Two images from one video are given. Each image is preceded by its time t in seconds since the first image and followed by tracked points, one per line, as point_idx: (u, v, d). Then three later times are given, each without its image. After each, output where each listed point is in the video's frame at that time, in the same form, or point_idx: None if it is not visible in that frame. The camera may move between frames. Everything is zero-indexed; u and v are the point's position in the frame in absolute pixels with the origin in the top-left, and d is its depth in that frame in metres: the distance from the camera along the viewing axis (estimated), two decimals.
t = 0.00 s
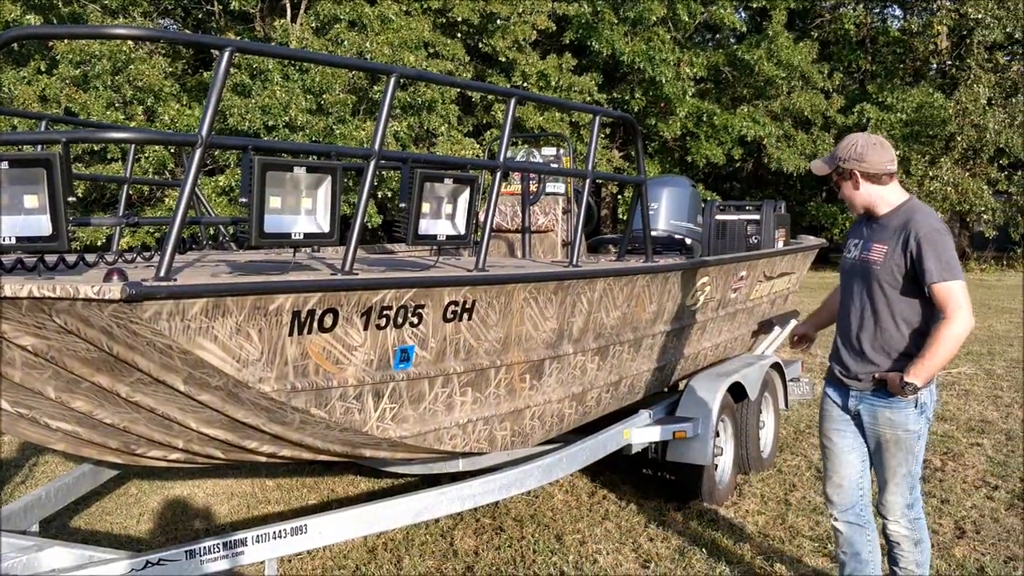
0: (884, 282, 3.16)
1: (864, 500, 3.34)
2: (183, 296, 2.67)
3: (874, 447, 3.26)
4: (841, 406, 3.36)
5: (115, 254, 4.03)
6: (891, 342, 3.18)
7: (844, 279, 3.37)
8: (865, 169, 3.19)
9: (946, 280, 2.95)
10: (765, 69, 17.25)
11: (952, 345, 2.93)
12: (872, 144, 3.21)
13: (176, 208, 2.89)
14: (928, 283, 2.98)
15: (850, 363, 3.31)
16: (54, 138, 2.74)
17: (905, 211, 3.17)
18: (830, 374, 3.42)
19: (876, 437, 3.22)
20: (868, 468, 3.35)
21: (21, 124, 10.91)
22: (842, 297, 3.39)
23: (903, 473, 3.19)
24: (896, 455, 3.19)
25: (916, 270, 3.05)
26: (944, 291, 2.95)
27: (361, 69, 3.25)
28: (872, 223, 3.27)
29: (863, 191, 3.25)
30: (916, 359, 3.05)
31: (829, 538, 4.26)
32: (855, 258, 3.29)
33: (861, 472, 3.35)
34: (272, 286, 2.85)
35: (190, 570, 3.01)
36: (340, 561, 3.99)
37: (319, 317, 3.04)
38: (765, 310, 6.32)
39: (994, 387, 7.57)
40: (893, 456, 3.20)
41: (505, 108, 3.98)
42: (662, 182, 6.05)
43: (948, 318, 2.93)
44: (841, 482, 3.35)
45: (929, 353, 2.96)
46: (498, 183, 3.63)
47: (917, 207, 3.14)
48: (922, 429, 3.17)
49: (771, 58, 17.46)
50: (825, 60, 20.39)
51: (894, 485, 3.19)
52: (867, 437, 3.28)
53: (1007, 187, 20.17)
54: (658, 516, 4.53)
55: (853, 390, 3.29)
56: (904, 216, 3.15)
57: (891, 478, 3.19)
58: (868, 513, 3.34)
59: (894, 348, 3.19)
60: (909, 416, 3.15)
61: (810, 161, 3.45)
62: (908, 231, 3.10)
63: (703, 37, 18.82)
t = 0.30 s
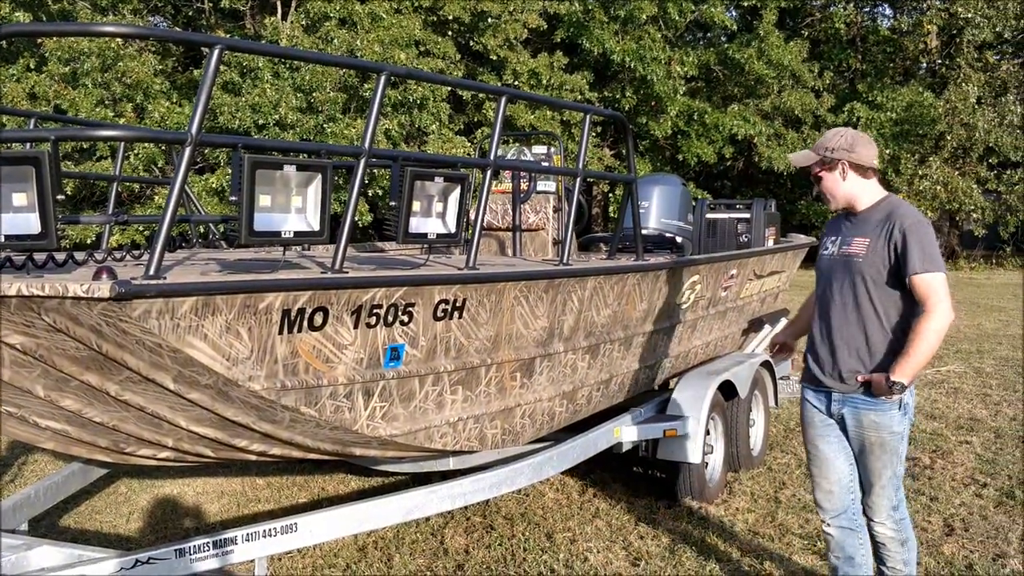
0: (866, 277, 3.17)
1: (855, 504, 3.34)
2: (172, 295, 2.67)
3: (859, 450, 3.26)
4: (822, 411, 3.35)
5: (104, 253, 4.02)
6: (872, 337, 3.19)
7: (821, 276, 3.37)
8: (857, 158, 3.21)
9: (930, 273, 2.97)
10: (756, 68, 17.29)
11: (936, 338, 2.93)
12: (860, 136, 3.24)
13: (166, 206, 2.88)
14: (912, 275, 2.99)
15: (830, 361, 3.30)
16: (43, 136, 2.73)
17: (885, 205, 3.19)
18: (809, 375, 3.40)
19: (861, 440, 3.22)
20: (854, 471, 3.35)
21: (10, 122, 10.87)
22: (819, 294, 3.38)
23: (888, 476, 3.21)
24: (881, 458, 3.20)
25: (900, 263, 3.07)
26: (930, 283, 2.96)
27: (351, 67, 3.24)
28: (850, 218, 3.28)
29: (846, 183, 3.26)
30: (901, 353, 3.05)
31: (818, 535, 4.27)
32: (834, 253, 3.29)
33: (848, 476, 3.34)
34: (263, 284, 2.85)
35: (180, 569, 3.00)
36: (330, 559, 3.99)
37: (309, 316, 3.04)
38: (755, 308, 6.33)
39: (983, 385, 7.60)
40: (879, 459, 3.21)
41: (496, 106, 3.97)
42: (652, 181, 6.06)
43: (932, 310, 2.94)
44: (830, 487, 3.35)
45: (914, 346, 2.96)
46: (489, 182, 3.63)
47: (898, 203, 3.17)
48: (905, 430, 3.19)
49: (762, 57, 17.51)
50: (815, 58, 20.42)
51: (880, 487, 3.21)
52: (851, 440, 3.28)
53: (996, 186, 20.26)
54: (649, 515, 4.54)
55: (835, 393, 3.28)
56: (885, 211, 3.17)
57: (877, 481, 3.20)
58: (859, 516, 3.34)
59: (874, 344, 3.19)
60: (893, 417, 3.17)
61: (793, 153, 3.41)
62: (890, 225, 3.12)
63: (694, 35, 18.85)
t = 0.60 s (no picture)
0: (855, 280, 3.15)
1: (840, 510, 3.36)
2: (163, 293, 2.67)
3: (846, 458, 3.24)
4: (810, 417, 3.33)
5: (95, 252, 4.01)
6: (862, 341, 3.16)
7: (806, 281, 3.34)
8: (855, 154, 3.27)
9: (922, 274, 2.96)
10: (748, 68, 17.31)
11: (926, 340, 2.92)
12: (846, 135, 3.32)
13: (157, 205, 2.87)
14: (904, 277, 2.98)
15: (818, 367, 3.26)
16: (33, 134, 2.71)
17: (872, 208, 3.19)
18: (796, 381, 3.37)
19: (848, 448, 3.21)
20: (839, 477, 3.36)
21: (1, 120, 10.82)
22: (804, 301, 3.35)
23: (874, 486, 3.21)
24: (868, 467, 3.19)
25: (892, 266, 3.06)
26: (921, 285, 2.95)
27: (342, 65, 3.23)
28: (835, 221, 3.26)
29: (842, 179, 3.26)
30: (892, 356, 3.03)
31: (809, 533, 4.29)
32: (820, 257, 3.26)
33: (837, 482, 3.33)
34: (253, 282, 2.84)
35: (171, 568, 3.00)
36: (321, 558, 3.98)
37: (300, 315, 3.03)
38: (747, 307, 6.34)
39: (974, 384, 7.63)
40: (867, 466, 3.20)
41: (488, 105, 3.97)
42: (644, 180, 6.07)
43: (922, 312, 2.93)
44: (816, 493, 3.35)
45: (904, 347, 2.94)
46: (481, 180, 3.63)
47: (885, 206, 3.17)
48: (893, 438, 3.19)
49: (754, 57, 17.54)
50: (808, 58, 20.45)
51: (867, 497, 3.21)
52: (839, 448, 3.26)
53: (987, 185, 20.35)
54: (641, 513, 4.55)
55: (824, 400, 3.25)
56: (872, 214, 3.17)
57: (863, 490, 3.20)
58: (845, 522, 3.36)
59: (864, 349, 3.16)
60: (882, 424, 3.16)
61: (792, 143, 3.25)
62: (879, 228, 3.12)
63: (686, 35, 18.88)
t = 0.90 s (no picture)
0: (858, 278, 3.13)
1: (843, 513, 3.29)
2: (155, 292, 2.66)
3: (851, 450, 3.19)
4: (811, 413, 3.29)
5: (87, 250, 4.00)
6: (865, 338, 3.14)
7: (801, 278, 3.29)
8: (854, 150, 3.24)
9: (929, 272, 2.98)
10: (742, 67, 17.34)
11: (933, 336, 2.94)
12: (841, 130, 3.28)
13: (149, 203, 2.87)
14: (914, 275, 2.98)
15: (818, 364, 3.23)
16: (24, 133, 2.71)
17: (870, 205, 3.18)
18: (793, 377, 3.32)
19: (855, 437, 3.16)
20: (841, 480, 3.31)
21: None
22: (798, 298, 3.30)
23: (882, 477, 3.14)
24: (875, 455, 3.14)
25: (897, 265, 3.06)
26: (930, 284, 2.97)
27: (335, 63, 3.22)
28: (832, 218, 3.23)
29: (845, 175, 3.21)
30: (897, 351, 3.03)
31: (802, 531, 4.30)
32: (819, 255, 3.22)
33: (830, 485, 3.35)
34: (246, 281, 2.84)
35: (164, 567, 2.99)
36: (314, 557, 3.98)
37: (293, 313, 3.03)
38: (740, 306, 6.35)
39: (966, 382, 7.66)
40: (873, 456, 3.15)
41: (481, 104, 3.96)
42: (637, 178, 6.07)
43: (931, 310, 2.95)
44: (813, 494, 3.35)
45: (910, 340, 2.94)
46: (474, 179, 3.62)
47: (883, 204, 3.17)
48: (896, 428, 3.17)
49: (748, 56, 17.58)
50: (801, 57, 20.49)
51: (876, 488, 3.13)
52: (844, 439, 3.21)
53: (980, 185, 20.40)
54: (634, 511, 4.55)
55: (826, 392, 3.21)
56: (872, 211, 3.16)
57: (872, 480, 3.13)
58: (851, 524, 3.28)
59: (866, 345, 3.15)
60: (886, 411, 3.14)
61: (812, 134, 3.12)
62: (882, 226, 3.11)
63: (680, 34, 18.91)
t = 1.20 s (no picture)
0: (862, 280, 3.09)
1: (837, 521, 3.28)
2: (146, 290, 2.66)
3: (849, 458, 3.16)
4: (812, 418, 3.26)
5: (79, 250, 4.00)
6: (866, 342, 3.11)
7: (806, 279, 3.26)
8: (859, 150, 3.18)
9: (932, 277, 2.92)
10: (735, 66, 17.36)
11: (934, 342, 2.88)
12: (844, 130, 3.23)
13: (140, 202, 2.86)
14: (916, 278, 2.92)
15: (821, 366, 3.20)
16: (14, 132, 2.70)
17: (876, 206, 3.14)
18: (796, 379, 3.30)
19: (853, 445, 3.13)
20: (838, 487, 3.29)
21: None
22: (803, 299, 3.28)
23: (880, 486, 3.10)
24: (873, 464, 3.11)
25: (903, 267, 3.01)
26: (932, 288, 2.91)
27: (326, 63, 3.21)
28: (837, 218, 3.20)
29: (848, 175, 3.17)
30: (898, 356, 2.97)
31: (793, 531, 4.30)
32: (823, 256, 3.20)
33: (827, 491, 3.34)
34: (238, 280, 2.84)
35: (156, 567, 2.99)
36: (307, 556, 3.98)
37: (284, 312, 3.02)
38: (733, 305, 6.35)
39: (959, 381, 7.67)
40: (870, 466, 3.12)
41: (474, 103, 3.95)
42: (630, 178, 6.08)
43: (931, 315, 2.89)
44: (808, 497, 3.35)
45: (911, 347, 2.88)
46: (467, 178, 3.62)
47: (889, 205, 3.13)
48: (897, 439, 3.12)
49: (741, 55, 17.61)
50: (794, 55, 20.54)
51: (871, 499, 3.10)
52: (842, 445, 3.18)
53: (973, 184, 20.43)
54: (627, 510, 4.56)
55: (826, 398, 3.19)
56: (877, 212, 3.12)
57: (868, 491, 3.11)
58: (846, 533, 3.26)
59: (868, 349, 3.11)
60: (886, 421, 3.10)
61: (813, 133, 3.08)
62: (887, 227, 3.07)
63: (674, 32, 18.95)
